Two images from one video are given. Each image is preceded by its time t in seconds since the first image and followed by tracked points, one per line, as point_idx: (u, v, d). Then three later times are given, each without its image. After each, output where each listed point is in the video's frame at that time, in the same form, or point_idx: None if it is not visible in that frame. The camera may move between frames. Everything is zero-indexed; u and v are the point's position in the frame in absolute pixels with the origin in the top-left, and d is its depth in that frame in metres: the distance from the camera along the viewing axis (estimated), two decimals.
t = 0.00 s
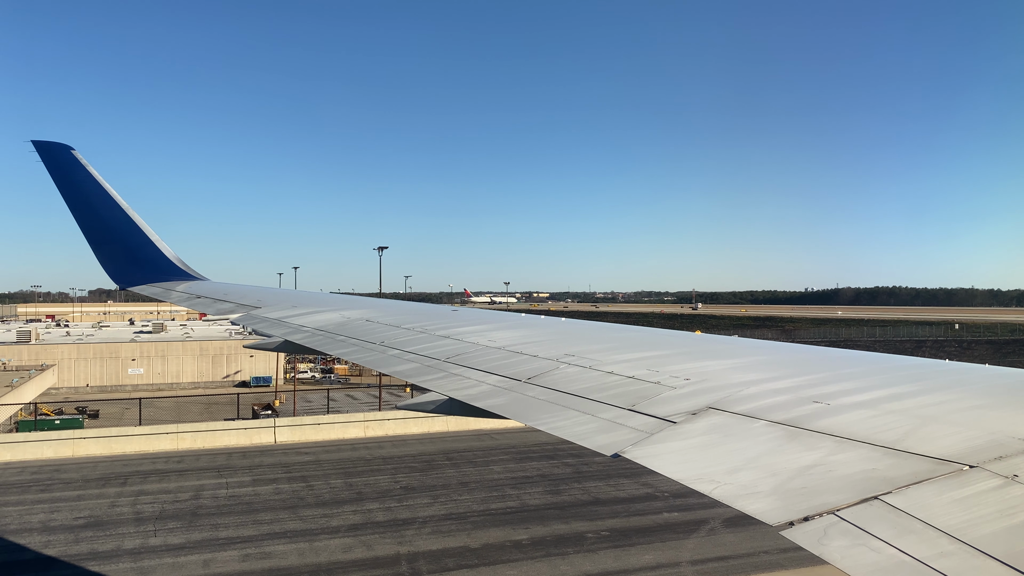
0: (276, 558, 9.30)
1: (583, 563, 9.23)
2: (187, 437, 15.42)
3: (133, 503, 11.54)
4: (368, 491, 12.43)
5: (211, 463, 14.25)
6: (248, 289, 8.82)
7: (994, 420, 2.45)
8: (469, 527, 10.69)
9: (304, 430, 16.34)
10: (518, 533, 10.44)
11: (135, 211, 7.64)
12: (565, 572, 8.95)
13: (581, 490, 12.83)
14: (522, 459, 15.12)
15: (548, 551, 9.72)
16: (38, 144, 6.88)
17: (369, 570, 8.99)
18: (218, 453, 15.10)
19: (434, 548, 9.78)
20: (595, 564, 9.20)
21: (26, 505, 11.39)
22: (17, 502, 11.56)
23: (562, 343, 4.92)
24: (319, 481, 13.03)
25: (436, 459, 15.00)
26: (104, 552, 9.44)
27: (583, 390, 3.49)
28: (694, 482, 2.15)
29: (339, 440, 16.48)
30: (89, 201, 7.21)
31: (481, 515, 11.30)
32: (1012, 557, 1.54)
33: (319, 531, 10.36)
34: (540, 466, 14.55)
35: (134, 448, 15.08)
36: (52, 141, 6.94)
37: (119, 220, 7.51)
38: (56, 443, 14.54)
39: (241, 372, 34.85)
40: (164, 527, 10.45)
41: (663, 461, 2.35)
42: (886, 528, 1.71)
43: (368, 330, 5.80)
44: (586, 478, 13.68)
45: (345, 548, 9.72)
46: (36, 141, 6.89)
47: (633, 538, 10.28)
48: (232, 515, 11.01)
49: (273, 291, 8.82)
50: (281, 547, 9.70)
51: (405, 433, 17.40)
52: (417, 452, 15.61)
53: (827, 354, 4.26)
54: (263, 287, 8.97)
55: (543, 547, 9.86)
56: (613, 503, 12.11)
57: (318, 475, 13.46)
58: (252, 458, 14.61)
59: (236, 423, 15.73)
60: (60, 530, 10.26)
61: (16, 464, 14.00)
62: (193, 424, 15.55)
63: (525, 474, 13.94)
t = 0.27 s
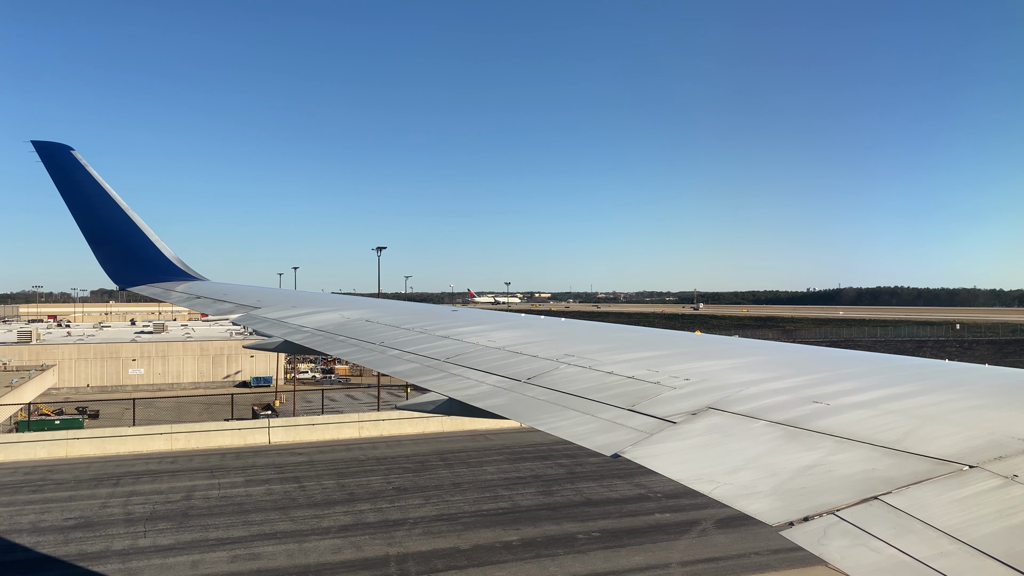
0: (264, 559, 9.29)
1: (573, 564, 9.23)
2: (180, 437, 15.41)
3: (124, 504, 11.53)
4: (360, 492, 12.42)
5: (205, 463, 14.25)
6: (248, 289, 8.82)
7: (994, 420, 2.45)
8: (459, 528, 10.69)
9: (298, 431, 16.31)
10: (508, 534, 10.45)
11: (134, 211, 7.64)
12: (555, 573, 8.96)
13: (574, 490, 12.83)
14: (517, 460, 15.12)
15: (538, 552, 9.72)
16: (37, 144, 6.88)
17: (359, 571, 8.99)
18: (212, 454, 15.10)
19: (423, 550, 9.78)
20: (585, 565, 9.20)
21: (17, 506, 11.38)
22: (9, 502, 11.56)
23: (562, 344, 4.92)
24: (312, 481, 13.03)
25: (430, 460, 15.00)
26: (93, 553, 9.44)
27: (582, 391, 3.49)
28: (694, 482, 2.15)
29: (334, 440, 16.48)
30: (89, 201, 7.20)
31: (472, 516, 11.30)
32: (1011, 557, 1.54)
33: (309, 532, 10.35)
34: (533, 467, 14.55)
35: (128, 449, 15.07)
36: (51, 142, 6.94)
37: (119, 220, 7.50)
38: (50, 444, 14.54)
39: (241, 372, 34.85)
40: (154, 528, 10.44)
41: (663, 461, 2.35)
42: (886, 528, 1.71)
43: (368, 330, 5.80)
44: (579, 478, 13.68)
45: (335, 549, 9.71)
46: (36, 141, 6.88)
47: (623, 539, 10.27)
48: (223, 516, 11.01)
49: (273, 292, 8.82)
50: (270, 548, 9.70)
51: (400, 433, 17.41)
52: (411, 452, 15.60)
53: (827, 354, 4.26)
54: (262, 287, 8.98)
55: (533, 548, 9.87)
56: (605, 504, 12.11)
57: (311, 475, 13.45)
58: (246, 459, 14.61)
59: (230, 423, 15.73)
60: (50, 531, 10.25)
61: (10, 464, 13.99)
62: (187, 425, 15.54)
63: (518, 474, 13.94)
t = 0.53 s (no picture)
0: (253, 560, 9.29)
1: (562, 566, 9.23)
2: (174, 438, 15.41)
3: (115, 504, 11.52)
4: (352, 493, 12.41)
5: (199, 463, 14.26)
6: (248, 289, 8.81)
7: (994, 420, 2.45)
8: (450, 529, 10.69)
9: (292, 432, 16.30)
10: (499, 535, 10.44)
11: (134, 211, 7.63)
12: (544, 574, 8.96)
13: (567, 491, 12.83)
14: (511, 460, 15.11)
15: (528, 553, 9.73)
16: (37, 144, 6.88)
17: (348, 572, 8.99)
18: (207, 454, 15.11)
19: (413, 551, 9.77)
20: (574, 566, 9.20)
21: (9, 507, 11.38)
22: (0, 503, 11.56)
23: (562, 344, 4.92)
24: (304, 482, 13.02)
25: (424, 460, 14.99)
26: (81, 554, 9.43)
27: (582, 391, 3.48)
28: (694, 482, 2.15)
29: (329, 441, 16.48)
30: (88, 202, 7.20)
31: (463, 517, 11.28)
32: (1011, 556, 1.54)
33: (299, 533, 10.34)
34: (527, 467, 14.54)
35: (122, 449, 15.06)
36: (51, 142, 6.94)
37: (119, 220, 7.50)
38: (43, 444, 14.54)
39: (241, 372, 34.84)
40: (144, 529, 10.43)
41: (662, 461, 2.35)
42: (886, 528, 1.71)
43: (368, 330, 5.79)
44: (572, 479, 13.67)
45: (325, 550, 9.71)
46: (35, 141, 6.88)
47: (614, 540, 10.25)
48: (214, 517, 11.01)
49: (273, 292, 8.81)
50: (259, 549, 9.69)
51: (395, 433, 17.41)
52: (406, 453, 15.59)
53: (826, 354, 4.26)
54: (262, 287, 8.99)
55: (522, 549, 9.87)
56: (597, 504, 12.12)
57: (303, 476, 13.45)
58: (241, 459, 14.61)
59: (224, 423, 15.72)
60: (40, 532, 10.25)
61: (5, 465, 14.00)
62: (182, 425, 15.53)
63: (512, 475, 13.95)
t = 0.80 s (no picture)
0: (241, 561, 9.29)
1: (552, 567, 9.23)
2: (168, 438, 15.41)
3: (106, 505, 11.52)
4: (344, 494, 12.40)
5: (193, 463, 14.27)
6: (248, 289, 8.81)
7: (994, 420, 2.45)
8: (441, 529, 10.68)
9: (287, 432, 16.29)
10: (490, 537, 10.44)
11: (134, 212, 7.64)
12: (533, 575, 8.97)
13: (559, 492, 12.83)
14: (504, 461, 15.10)
15: (517, 554, 9.74)
16: (38, 145, 6.88)
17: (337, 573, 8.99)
18: (202, 454, 15.12)
19: (403, 552, 9.77)
20: (563, 567, 9.20)
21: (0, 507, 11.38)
22: None
23: (562, 344, 4.92)
24: (296, 483, 13.01)
25: (417, 461, 14.99)
26: (70, 555, 9.43)
27: (582, 391, 3.48)
28: (694, 482, 2.15)
29: (323, 441, 16.47)
30: (88, 203, 7.21)
31: (453, 518, 11.27)
32: (1010, 556, 1.55)
33: (290, 533, 10.34)
34: (520, 468, 14.54)
35: (116, 449, 15.06)
36: (51, 143, 6.94)
37: (119, 221, 7.51)
38: (37, 444, 14.54)
39: (241, 372, 34.83)
40: (134, 529, 10.42)
41: (662, 461, 2.35)
42: (886, 528, 1.71)
43: (368, 331, 5.79)
44: (565, 480, 13.66)
45: (314, 550, 9.70)
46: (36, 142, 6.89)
47: (604, 541, 10.24)
48: (205, 517, 11.00)
49: (273, 292, 8.81)
50: (249, 550, 9.69)
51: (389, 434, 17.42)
52: (401, 453, 15.59)
53: (826, 354, 4.27)
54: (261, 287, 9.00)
55: (512, 550, 9.87)
56: (590, 505, 12.11)
57: (296, 477, 13.45)
58: (234, 460, 14.60)
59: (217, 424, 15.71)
60: (30, 532, 10.25)
61: None
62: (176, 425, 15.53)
63: (505, 475, 13.95)
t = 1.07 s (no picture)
0: (230, 562, 9.29)
1: (542, 568, 9.23)
2: (162, 438, 15.41)
3: (98, 506, 11.53)
4: (336, 494, 12.40)
5: (187, 464, 14.28)
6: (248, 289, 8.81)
7: (994, 420, 2.44)
8: (432, 530, 10.68)
9: (282, 432, 16.28)
10: (482, 537, 10.44)
11: (135, 212, 7.65)
12: None
13: (553, 492, 12.82)
14: (498, 461, 15.09)
15: (507, 555, 9.74)
16: (38, 145, 6.89)
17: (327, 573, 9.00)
18: (196, 454, 15.13)
19: (393, 552, 9.77)
20: (552, 568, 9.21)
21: None
22: None
23: (561, 344, 4.92)
24: (289, 483, 13.01)
25: (411, 461, 14.99)
26: (59, 555, 9.43)
27: (582, 391, 3.48)
28: (693, 482, 2.15)
29: (319, 441, 16.48)
30: (89, 203, 7.22)
31: (444, 518, 11.27)
32: (1010, 556, 1.54)
33: (282, 534, 10.35)
34: (516, 468, 14.54)
35: (110, 450, 15.06)
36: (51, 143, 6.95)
37: (119, 221, 7.52)
38: (31, 444, 14.56)
39: (241, 372, 34.83)
40: (124, 530, 10.42)
41: (662, 461, 2.34)
42: (885, 528, 1.71)
43: (367, 330, 5.79)
44: (559, 480, 13.65)
45: (304, 551, 9.71)
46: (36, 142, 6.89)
47: (595, 542, 10.24)
48: (196, 518, 11.01)
49: (273, 292, 8.81)
50: (239, 550, 9.70)
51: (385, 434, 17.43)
52: (396, 454, 15.59)
53: (825, 353, 4.26)
54: (261, 287, 9.00)
55: (503, 551, 9.87)
56: (584, 505, 12.11)
57: (288, 477, 13.45)
58: (228, 460, 14.61)
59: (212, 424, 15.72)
60: (21, 533, 10.25)
61: None
62: (171, 425, 15.54)
63: (499, 476, 13.95)
